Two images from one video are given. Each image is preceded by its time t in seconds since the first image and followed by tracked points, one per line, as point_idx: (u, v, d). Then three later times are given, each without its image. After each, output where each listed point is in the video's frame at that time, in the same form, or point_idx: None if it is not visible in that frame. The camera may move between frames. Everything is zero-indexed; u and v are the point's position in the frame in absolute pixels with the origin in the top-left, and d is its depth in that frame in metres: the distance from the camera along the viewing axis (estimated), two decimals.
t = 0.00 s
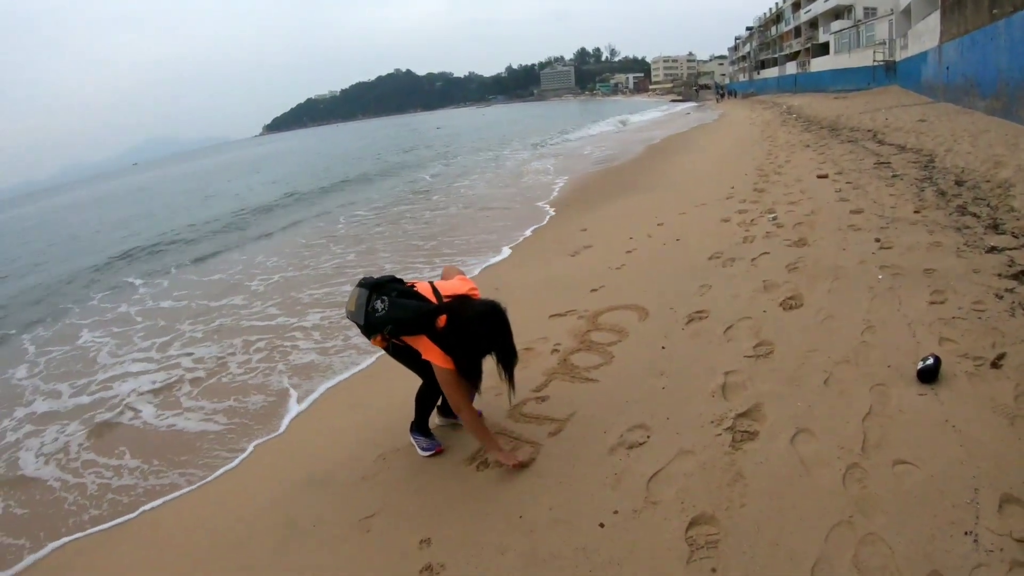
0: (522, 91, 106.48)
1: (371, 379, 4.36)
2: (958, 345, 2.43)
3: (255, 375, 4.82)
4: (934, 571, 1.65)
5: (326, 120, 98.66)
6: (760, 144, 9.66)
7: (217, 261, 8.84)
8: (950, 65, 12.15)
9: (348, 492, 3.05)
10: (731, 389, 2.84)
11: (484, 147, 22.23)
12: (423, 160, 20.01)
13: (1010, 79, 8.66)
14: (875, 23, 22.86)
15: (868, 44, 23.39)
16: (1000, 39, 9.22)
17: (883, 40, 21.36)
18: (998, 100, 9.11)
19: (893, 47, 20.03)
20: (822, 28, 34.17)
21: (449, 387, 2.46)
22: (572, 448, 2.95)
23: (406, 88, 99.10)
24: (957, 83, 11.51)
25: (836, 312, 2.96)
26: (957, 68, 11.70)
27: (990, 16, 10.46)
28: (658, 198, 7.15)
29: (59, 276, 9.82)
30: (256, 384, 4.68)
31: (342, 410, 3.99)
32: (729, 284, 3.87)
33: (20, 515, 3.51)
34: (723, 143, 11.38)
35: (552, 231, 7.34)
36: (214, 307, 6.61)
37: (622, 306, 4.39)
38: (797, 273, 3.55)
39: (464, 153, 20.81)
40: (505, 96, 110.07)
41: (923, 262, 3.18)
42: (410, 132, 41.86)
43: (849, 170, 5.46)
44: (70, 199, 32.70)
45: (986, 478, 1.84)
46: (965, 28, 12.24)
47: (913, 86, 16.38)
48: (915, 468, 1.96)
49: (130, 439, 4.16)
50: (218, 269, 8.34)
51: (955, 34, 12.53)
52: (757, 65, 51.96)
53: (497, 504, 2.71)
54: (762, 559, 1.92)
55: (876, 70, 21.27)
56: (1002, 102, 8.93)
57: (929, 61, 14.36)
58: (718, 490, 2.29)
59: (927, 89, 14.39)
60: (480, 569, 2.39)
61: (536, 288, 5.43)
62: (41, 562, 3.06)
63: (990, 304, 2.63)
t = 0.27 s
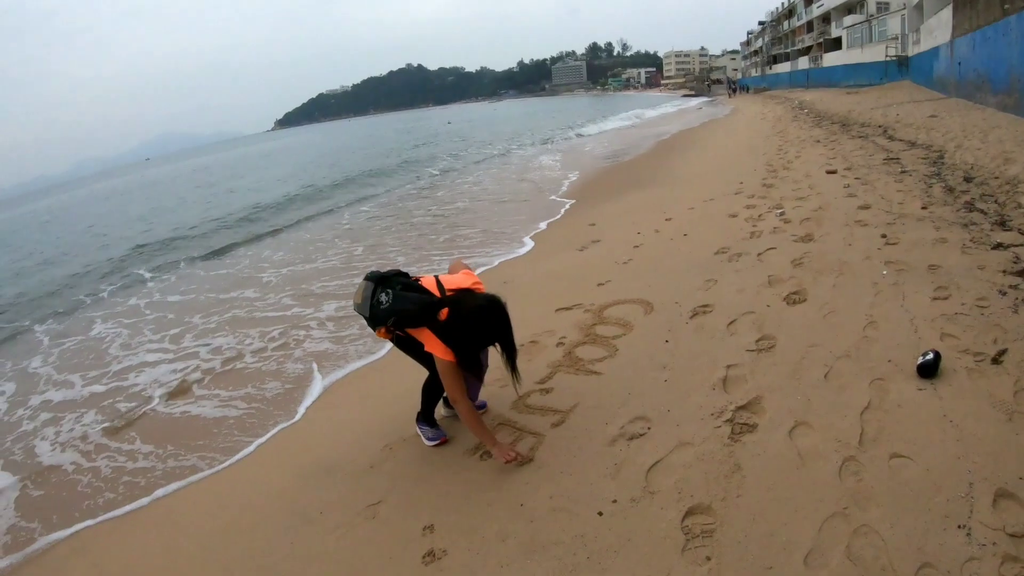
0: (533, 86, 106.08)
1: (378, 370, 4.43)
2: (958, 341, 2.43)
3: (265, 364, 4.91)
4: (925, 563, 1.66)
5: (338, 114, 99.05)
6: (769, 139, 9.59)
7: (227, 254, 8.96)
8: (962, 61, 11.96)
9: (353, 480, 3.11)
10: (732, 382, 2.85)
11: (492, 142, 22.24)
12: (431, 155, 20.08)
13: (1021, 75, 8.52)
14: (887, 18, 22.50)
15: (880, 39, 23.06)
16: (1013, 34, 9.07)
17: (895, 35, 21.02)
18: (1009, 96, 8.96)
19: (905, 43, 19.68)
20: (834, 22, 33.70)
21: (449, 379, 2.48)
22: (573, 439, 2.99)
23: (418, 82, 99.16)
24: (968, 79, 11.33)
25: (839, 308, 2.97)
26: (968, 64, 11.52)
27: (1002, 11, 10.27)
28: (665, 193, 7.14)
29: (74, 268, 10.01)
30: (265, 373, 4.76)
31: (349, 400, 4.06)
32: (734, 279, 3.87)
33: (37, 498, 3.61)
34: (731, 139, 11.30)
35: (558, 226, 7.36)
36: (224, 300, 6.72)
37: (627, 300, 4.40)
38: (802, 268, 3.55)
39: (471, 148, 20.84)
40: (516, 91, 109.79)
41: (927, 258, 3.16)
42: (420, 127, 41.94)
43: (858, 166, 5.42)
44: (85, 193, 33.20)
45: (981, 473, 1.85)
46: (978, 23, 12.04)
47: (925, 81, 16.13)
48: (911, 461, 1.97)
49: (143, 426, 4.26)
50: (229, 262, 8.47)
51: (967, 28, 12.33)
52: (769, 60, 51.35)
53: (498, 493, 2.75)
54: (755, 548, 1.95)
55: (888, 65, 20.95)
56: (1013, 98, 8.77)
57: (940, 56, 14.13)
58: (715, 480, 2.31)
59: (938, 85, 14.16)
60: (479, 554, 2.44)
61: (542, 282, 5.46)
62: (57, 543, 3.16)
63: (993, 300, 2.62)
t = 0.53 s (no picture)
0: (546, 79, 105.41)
1: (383, 362, 4.45)
2: (963, 342, 2.38)
3: (270, 352, 4.95)
4: (918, 568, 1.64)
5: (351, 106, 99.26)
6: (780, 134, 9.46)
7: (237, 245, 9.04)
8: (978, 56, 11.69)
9: (354, 471, 3.14)
10: (733, 380, 2.83)
11: (500, 136, 22.16)
12: (440, 148, 20.08)
13: None
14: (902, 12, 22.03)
15: (895, 34, 22.63)
16: None
17: (910, 30, 20.55)
18: None
19: (921, 37, 19.25)
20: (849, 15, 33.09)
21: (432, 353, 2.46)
22: (572, 434, 2.98)
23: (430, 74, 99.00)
24: (983, 75, 11.09)
25: (844, 306, 2.92)
26: (983, 60, 11.27)
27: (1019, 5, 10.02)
28: (674, 188, 7.07)
29: (88, 258, 10.17)
30: (269, 361, 4.81)
31: (352, 391, 4.09)
32: (740, 275, 3.83)
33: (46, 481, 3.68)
34: (742, 134, 11.16)
35: (564, 220, 7.33)
36: (232, 290, 6.79)
37: (632, 295, 4.38)
38: (809, 265, 3.50)
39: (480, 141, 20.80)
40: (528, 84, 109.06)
41: (935, 256, 3.10)
42: (431, 120, 41.90)
43: (870, 162, 5.32)
44: (101, 183, 33.65)
45: (980, 476, 1.82)
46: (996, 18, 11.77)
47: (939, 76, 15.78)
48: (909, 463, 1.94)
49: (149, 413, 4.33)
50: (238, 253, 8.54)
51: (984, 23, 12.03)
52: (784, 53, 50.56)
53: (496, 487, 2.76)
54: (748, 548, 1.93)
55: (904, 60, 20.52)
56: None
57: (956, 51, 13.82)
58: (711, 478, 2.30)
59: (953, 80, 13.85)
60: (475, 547, 2.45)
61: (546, 277, 5.45)
62: (64, 526, 3.22)
63: (1000, 301, 2.57)
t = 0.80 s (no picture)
0: (559, 73, 104.85)
1: (385, 357, 4.45)
2: (969, 345, 2.31)
3: (273, 343, 4.98)
4: None
5: (365, 100, 99.60)
6: (791, 131, 9.32)
7: (246, 237, 9.12)
8: (993, 53, 11.39)
9: (352, 466, 3.14)
10: (733, 380, 2.77)
11: (509, 131, 22.09)
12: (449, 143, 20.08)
13: None
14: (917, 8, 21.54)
15: (911, 29, 22.18)
16: None
17: (925, 27, 20.07)
18: None
19: (934, 34, 18.76)
20: (865, 10, 32.48)
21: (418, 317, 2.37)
22: (569, 433, 2.96)
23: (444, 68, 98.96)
24: (998, 73, 10.84)
25: (849, 307, 2.85)
26: (999, 57, 10.98)
27: None
28: (683, 184, 6.98)
29: (102, 249, 10.33)
30: (271, 352, 4.83)
31: (353, 386, 4.10)
32: (746, 274, 3.76)
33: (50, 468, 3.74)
34: (753, 130, 11.01)
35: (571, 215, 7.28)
36: (238, 282, 6.85)
37: (636, 293, 4.33)
38: (816, 264, 3.42)
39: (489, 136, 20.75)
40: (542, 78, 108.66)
41: (945, 257, 3.02)
42: (442, 114, 41.89)
43: (881, 160, 5.21)
44: (117, 175, 34.14)
45: (981, 485, 1.76)
46: (1013, 13, 11.48)
47: (953, 73, 15.41)
48: (908, 470, 1.89)
49: (153, 401, 4.38)
50: (246, 245, 8.62)
51: (1002, 20, 11.71)
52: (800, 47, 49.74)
53: (492, 485, 2.74)
54: (740, 553, 1.89)
55: (917, 57, 20.04)
56: None
57: (970, 49, 13.48)
58: (707, 480, 2.25)
59: (967, 78, 13.50)
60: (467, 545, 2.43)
61: (550, 273, 5.41)
62: (68, 513, 3.27)
63: (1009, 304, 2.49)
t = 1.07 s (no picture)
0: (572, 71, 104.58)
1: (385, 354, 4.45)
2: (971, 354, 2.24)
3: (273, 334, 5.00)
4: None
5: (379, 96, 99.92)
6: (801, 131, 9.19)
7: (254, 230, 9.19)
8: (1007, 55, 11.15)
9: (346, 463, 3.13)
10: (731, 385, 2.72)
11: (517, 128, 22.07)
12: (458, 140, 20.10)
13: None
14: (931, 8, 21.15)
15: (926, 29, 21.78)
16: None
17: (939, 27, 19.69)
18: None
19: (950, 34, 18.39)
20: (880, 9, 31.99)
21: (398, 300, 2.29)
22: (563, 434, 2.92)
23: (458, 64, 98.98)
24: (1011, 74, 10.63)
25: (851, 312, 2.79)
26: (1013, 58, 10.73)
27: None
28: (691, 184, 6.90)
29: (115, 242, 10.49)
30: (272, 345, 4.85)
31: (352, 383, 4.10)
32: (749, 276, 3.69)
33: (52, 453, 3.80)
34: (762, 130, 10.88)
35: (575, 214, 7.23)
36: (243, 275, 6.89)
37: (638, 294, 4.27)
38: (820, 267, 3.35)
39: (498, 133, 20.73)
40: (555, 75, 108.22)
41: (951, 262, 2.94)
42: (453, 110, 41.87)
43: (892, 162, 5.10)
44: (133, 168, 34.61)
45: (977, 500, 1.70)
46: None
47: (967, 74, 15.11)
48: (902, 482, 1.83)
49: (154, 390, 4.42)
50: (254, 239, 8.69)
51: (1017, 20, 11.46)
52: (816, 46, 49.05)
53: (483, 485, 2.72)
54: (726, 562, 1.85)
55: (931, 58, 19.67)
56: None
57: (984, 50, 13.20)
58: (698, 486, 2.21)
59: (980, 80, 13.23)
60: (454, 545, 2.41)
61: (552, 272, 5.37)
62: (66, 502, 3.31)
63: (1015, 311, 2.41)
